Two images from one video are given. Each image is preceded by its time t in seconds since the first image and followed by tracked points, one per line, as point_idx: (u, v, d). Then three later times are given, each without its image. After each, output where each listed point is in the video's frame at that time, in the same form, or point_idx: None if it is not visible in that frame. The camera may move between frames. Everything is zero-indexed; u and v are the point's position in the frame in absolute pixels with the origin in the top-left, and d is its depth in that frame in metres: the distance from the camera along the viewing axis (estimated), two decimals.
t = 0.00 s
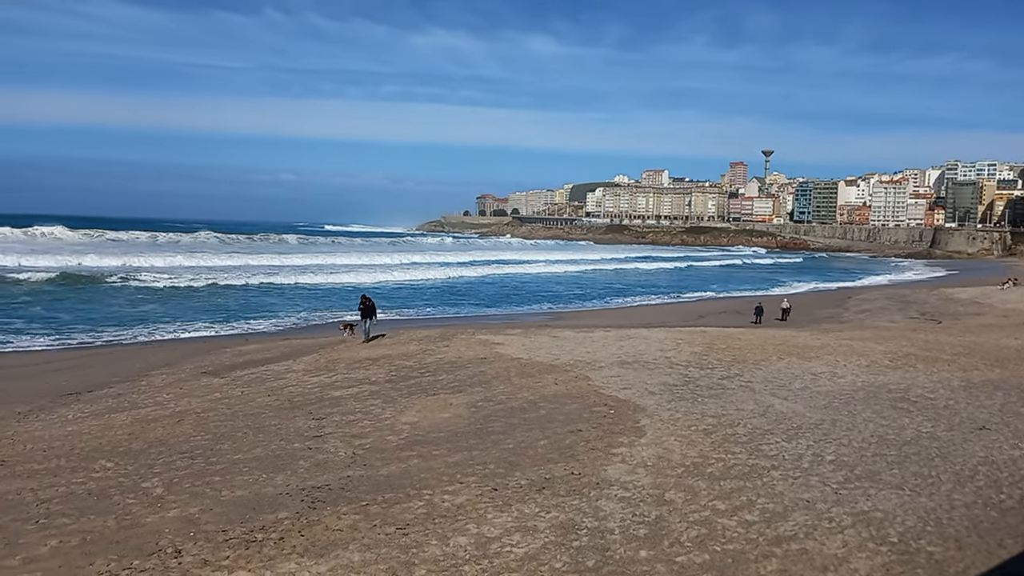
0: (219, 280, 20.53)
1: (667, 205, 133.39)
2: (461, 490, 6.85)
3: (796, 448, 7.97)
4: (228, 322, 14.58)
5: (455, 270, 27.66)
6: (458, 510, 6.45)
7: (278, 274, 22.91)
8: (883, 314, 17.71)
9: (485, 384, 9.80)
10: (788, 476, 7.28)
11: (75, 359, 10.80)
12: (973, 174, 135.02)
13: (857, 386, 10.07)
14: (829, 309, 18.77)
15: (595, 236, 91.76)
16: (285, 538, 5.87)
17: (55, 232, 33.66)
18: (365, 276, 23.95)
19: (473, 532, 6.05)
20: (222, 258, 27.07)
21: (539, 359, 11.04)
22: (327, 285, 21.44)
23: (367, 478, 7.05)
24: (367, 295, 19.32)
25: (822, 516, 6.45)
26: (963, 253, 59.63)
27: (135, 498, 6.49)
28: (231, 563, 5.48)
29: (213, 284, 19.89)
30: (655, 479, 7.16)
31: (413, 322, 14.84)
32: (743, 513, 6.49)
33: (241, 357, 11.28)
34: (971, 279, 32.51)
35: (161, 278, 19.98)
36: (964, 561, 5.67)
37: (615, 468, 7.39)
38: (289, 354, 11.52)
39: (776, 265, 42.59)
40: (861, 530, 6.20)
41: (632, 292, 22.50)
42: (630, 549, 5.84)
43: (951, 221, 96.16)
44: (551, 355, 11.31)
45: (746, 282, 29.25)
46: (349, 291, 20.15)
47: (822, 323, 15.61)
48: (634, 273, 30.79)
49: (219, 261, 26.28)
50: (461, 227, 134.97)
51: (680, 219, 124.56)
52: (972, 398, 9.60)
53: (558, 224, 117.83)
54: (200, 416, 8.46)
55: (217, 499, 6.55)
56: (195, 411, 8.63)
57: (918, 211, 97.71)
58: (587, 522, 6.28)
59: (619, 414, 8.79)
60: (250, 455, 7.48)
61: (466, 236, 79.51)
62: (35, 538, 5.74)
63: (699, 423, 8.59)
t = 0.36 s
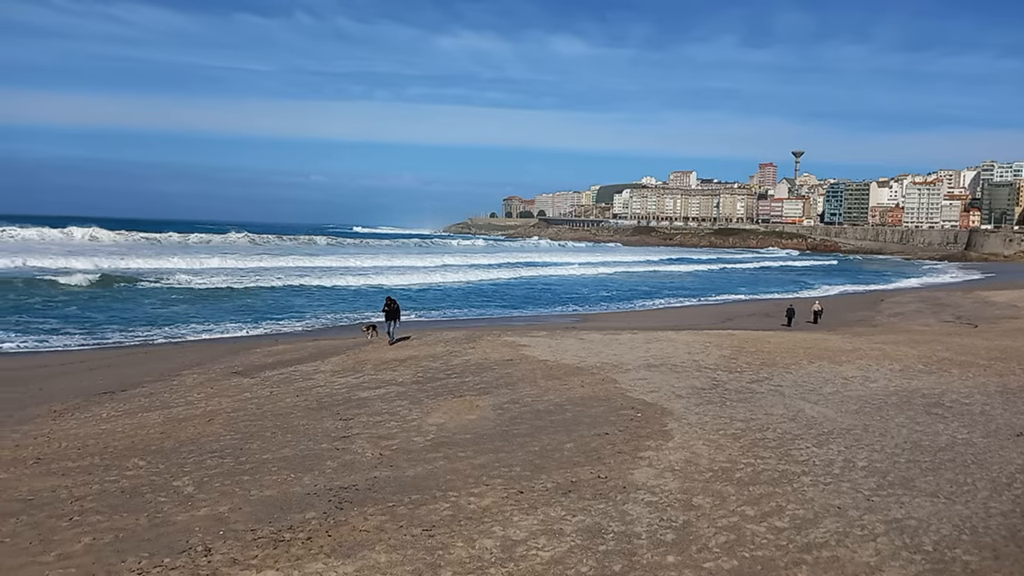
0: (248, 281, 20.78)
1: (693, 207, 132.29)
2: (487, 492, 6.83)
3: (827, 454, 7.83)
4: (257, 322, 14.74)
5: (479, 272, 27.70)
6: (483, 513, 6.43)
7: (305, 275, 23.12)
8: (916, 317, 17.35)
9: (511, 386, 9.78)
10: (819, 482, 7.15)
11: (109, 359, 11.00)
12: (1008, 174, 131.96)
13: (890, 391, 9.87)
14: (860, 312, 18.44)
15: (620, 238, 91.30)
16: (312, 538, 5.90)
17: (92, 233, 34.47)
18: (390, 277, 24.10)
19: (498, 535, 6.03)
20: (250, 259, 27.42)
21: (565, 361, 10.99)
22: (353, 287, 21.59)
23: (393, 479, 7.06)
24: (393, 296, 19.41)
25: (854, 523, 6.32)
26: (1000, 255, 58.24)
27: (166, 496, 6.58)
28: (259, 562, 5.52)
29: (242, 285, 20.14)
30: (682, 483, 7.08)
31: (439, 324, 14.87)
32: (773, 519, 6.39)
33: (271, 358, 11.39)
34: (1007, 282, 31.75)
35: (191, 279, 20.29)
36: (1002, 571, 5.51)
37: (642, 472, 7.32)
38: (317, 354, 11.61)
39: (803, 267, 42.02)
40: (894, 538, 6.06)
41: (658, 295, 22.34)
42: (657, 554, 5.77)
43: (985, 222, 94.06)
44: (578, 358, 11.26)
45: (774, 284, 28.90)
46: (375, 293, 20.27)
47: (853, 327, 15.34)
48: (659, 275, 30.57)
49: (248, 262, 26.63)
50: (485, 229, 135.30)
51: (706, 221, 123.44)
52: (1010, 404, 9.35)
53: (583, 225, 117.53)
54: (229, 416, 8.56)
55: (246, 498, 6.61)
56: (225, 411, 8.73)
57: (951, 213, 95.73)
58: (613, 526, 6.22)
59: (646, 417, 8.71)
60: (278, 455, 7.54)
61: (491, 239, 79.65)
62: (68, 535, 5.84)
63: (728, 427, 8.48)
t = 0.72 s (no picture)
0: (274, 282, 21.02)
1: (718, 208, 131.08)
2: (512, 494, 6.82)
3: (857, 458, 7.70)
4: (284, 322, 14.89)
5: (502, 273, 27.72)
6: (509, 514, 6.42)
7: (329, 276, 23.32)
8: (949, 320, 17.00)
9: (536, 387, 9.76)
10: (849, 487, 7.03)
11: (141, 358, 11.18)
12: None
13: (921, 394, 9.69)
14: (891, 314, 18.12)
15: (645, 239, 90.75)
16: (338, 537, 5.93)
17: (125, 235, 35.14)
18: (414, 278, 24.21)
19: (524, 536, 6.01)
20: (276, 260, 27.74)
21: (590, 363, 10.95)
22: (377, 287, 21.71)
23: (418, 479, 7.08)
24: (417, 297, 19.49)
25: (885, 529, 6.20)
26: None
27: (196, 494, 6.66)
28: (287, 560, 5.56)
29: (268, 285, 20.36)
30: (709, 487, 7.01)
31: (463, 324, 14.90)
32: (801, 524, 6.30)
33: (298, 357, 11.50)
34: None
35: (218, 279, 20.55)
36: None
37: (668, 475, 7.26)
38: (344, 354, 11.69)
39: (830, 269, 41.46)
40: (926, 544, 5.94)
41: (683, 296, 22.16)
42: (684, 558, 5.72)
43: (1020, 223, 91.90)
44: (603, 359, 11.21)
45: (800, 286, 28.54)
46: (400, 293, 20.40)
47: (884, 329, 15.08)
48: (684, 276, 30.37)
49: (274, 263, 26.93)
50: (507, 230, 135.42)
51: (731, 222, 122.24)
52: None
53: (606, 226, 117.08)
54: (258, 415, 8.64)
55: (274, 496, 6.67)
56: (254, 410, 8.82)
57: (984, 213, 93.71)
58: (639, 529, 6.18)
59: (672, 420, 8.64)
60: (305, 454, 7.60)
61: (515, 240, 79.64)
62: (101, 531, 5.94)
63: (756, 430, 8.38)
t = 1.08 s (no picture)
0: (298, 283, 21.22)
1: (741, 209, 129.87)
2: (536, 495, 6.81)
3: (886, 463, 7.58)
4: (309, 322, 15.02)
5: (524, 274, 27.73)
6: (532, 515, 6.41)
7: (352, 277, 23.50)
8: (982, 322, 16.66)
9: (560, 389, 9.73)
10: (878, 492, 6.92)
11: (169, 357, 11.34)
12: None
13: (953, 398, 9.51)
14: (920, 316, 17.80)
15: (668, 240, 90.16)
16: (363, 537, 5.96)
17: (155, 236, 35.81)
18: (436, 279, 24.30)
19: (547, 538, 6.00)
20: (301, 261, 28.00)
21: (615, 364, 10.90)
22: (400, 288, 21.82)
23: (442, 480, 7.09)
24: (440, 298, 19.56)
25: (915, 535, 6.09)
26: None
27: (223, 492, 6.73)
28: (312, 558, 5.60)
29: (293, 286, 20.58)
30: (735, 490, 6.94)
31: (485, 325, 14.91)
32: (829, 529, 6.21)
33: (323, 357, 11.59)
34: None
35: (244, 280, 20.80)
36: None
37: (693, 477, 7.20)
38: (368, 355, 11.76)
39: (857, 270, 40.87)
40: (957, 551, 5.83)
41: (706, 298, 22.01)
42: (709, 562, 5.66)
43: None
44: (627, 361, 11.15)
45: (826, 287, 28.17)
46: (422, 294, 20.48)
47: (914, 332, 14.82)
48: (706, 278, 30.16)
49: (298, 263, 27.19)
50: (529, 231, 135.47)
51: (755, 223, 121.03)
52: None
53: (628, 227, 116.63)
54: (284, 414, 8.72)
55: (299, 495, 6.72)
56: (280, 409, 8.90)
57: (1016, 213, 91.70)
58: (663, 532, 6.13)
59: (697, 422, 8.57)
60: (330, 453, 7.65)
61: (536, 242, 79.72)
62: (131, 527, 6.02)
63: (782, 433, 8.29)
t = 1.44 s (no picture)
0: (319, 283, 21.39)
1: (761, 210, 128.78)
2: (556, 496, 6.79)
3: (912, 467, 7.46)
4: (330, 322, 15.14)
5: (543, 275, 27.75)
6: (552, 517, 6.39)
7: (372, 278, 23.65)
8: (1010, 325, 16.34)
9: (580, 390, 9.71)
10: (903, 496, 6.82)
11: (193, 356, 11.46)
12: None
13: (980, 402, 9.34)
14: (947, 319, 17.51)
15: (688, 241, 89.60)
16: (383, 536, 5.98)
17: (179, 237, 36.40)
18: (455, 280, 24.38)
19: (567, 539, 5.97)
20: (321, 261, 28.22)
21: (635, 366, 10.85)
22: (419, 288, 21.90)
23: (462, 480, 7.09)
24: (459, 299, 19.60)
25: (942, 540, 5.99)
26: None
27: (246, 490, 6.79)
28: (333, 557, 5.62)
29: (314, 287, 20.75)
30: (757, 493, 6.87)
31: (505, 326, 14.91)
32: (853, 533, 6.12)
33: (344, 357, 11.66)
34: None
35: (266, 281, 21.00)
36: None
37: (715, 480, 7.14)
38: (389, 355, 11.82)
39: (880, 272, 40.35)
40: (986, 557, 5.72)
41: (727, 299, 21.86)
42: (731, 565, 5.61)
43: None
44: (647, 362, 11.09)
45: (849, 289, 27.83)
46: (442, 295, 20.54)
47: (940, 334, 14.59)
48: (726, 279, 29.94)
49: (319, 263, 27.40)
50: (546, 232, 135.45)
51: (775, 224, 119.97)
52: None
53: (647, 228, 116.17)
54: (306, 414, 8.78)
55: (321, 495, 6.76)
56: (302, 408, 8.96)
57: None
58: (685, 535, 6.08)
59: (718, 425, 8.50)
60: (352, 453, 7.69)
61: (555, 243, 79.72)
62: (156, 525, 6.09)
63: (805, 436, 8.20)
